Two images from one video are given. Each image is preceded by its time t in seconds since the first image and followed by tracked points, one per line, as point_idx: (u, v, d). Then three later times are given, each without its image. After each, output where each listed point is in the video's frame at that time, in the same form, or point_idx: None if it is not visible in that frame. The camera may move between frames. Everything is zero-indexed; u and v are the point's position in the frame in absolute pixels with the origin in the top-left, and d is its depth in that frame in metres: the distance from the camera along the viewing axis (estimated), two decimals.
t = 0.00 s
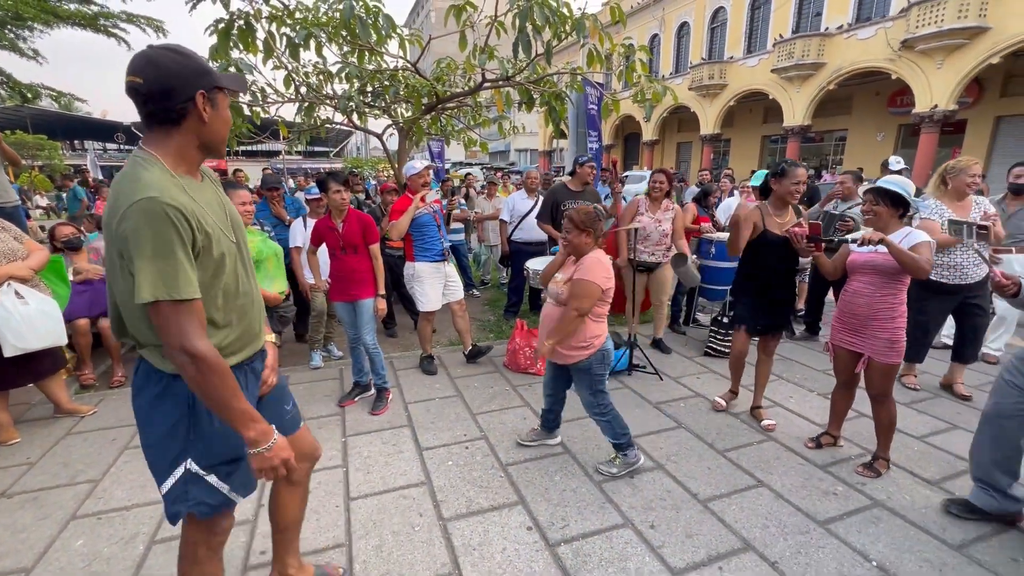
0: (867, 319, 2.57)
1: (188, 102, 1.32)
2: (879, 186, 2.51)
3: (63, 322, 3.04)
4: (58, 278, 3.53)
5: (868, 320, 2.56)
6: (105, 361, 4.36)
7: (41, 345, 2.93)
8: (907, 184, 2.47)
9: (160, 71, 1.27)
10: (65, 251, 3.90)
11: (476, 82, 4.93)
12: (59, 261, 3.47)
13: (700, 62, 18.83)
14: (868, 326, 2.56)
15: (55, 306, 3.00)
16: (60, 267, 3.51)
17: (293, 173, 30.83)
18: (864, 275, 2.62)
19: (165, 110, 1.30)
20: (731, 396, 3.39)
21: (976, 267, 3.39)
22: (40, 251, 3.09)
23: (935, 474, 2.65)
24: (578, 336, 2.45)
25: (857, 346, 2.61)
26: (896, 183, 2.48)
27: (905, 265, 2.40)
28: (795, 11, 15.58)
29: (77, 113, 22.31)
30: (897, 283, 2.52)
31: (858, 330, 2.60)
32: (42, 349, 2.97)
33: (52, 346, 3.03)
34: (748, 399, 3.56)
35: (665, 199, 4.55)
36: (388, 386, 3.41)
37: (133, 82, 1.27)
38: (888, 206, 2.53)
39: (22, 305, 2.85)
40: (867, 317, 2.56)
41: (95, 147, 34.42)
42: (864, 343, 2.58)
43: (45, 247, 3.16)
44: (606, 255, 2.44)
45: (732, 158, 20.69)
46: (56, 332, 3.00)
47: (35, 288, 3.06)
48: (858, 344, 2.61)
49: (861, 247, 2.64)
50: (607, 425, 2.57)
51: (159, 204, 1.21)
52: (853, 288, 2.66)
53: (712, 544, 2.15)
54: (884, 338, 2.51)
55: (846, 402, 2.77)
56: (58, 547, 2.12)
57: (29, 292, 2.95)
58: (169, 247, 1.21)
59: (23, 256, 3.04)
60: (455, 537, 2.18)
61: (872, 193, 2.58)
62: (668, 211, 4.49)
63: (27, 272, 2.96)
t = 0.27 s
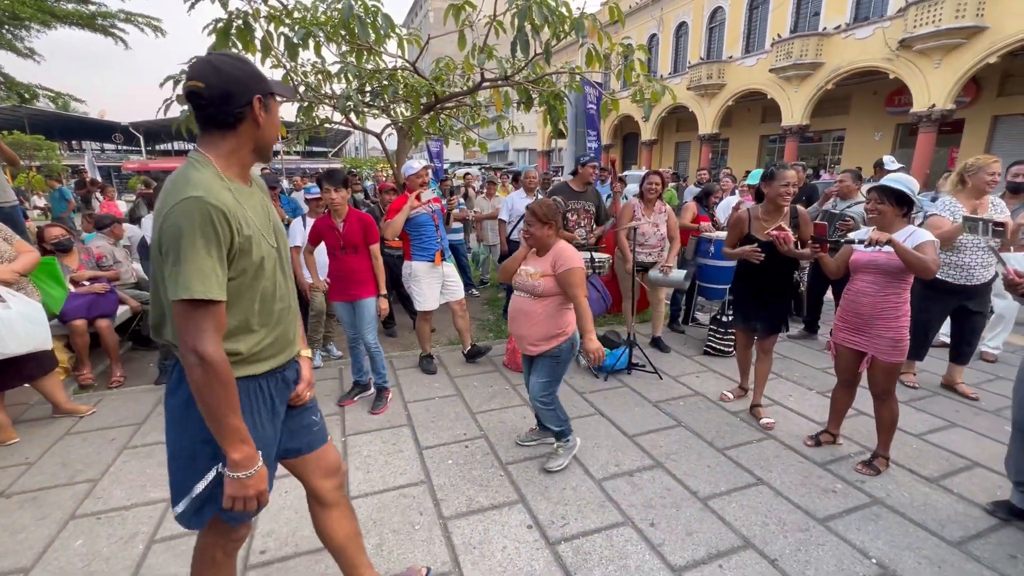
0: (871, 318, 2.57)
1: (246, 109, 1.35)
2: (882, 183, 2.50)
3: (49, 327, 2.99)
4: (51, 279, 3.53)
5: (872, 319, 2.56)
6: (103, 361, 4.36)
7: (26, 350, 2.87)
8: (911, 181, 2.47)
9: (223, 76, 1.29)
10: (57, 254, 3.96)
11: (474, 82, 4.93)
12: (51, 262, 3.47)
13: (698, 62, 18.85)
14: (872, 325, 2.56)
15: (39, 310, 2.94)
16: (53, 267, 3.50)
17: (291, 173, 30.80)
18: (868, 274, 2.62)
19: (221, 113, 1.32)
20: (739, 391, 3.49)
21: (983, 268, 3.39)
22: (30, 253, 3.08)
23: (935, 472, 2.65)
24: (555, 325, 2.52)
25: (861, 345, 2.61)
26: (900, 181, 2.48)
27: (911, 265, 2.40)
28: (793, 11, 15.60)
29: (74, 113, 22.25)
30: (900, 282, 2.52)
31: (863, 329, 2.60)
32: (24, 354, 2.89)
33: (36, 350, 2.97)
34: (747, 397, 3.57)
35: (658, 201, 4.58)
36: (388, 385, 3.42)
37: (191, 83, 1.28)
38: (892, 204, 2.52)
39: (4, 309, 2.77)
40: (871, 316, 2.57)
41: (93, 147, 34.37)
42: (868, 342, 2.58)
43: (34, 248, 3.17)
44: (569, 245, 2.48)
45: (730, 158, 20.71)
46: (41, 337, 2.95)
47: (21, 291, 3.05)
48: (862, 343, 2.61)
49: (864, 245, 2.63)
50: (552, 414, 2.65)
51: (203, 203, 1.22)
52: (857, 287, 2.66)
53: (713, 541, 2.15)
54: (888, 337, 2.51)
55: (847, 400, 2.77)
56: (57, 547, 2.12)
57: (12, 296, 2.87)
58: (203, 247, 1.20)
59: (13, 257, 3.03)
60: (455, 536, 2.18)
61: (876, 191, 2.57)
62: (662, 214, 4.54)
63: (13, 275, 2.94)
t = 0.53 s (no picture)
0: (872, 317, 2.58)
1: (327, 120, 1.43)
2: (883, 183, 2.51)
3: (32, 331, 2.88)
4: (46, 278, 3.51)
5: (873, 318, 2.56)
6: (102, 361, 4.35)
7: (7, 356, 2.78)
8: (912, 181, 2.48)
9: (316, 90, 1.39)
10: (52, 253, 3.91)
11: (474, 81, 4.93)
12: (47, 261, 3.46)
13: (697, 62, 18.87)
14: (873, 324, 2.57)
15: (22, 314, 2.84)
16: (49, 266, 3.50)
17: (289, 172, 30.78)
18: (868, 273, 2.63)
19: (308, 121, 1.39)
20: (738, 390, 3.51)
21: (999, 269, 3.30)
22: (21, 254, 3.05)
23: (933, 470, 2.67)
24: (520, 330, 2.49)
25: (862, 344, 2.62)
26: (901, 180, 2.49)
27: (913, 265, 2.41)
28: (792, 11, 15.63)
29: (71, 112, 22.18)
30: (901, 282, 2.53)
31: (863, 328, 2.61)
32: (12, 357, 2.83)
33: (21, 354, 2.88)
34: (746, 396, 3.57)
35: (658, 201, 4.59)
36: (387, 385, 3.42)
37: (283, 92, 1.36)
38: (893, 203, 2.53)
39: None
40: (872, 315, 2.57)
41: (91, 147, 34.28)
42: (869, 341, 2.59)
43: (27, 248, 3.13)
44: (541, 249, 2.48)
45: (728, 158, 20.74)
46: (25, 341, 2.85)
47: (12, 292, 3.02)
48: (863, 342, 2.62)
49: (865, 245, 2.64)
50: (508, 421, 2.54)
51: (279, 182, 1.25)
52: (858, 286, 2.67)
53: (712, 539, 2.16)
54: (889, 336, 2.52)
55: (846, 399, 2.78)
56: (56, 547, 2.11)
57: None
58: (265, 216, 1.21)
59: (6, 258, 3.01)
60: (455, 534, 2.18)
61: (876, 190, 2.58)
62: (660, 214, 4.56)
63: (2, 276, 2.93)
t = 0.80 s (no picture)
0: (867, 316, 2.58)
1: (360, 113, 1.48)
2: (879, 183, 2.52)
3: (36, 329, 2.88)
4: (54, 275, 3.50)
5: (870, 317, 2.57)
6: (101, 360, 4.35)
7: (8, 353, 2.77)
8: (907, 181, 2.49)
9: (350, 83, 1.44)
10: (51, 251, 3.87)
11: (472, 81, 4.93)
12: (54, 259, 3.43)
13: (696, 62, 18.89)
14: (869, 323, 2.57)
15: (27, 311, 2.85)
16: (57, 265, 3.48)
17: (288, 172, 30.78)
18: (864, 272, 2.64)
19: (342, 113, 1.42)
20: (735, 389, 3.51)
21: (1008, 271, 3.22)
22: (30, 251, 3.05)
23: (928, 468, 2.68)
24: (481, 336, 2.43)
25: (858, 343, 2.62)
26: (896, 180, 2.49)
27: (910, 264, 2.42)
28: (790, 11, 15.64)
29: (70, 112, 22.17)
30: (896, 281, 2.54)
31: (859, 327, 2.62)
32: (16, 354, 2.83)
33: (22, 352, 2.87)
34: (744, 396, 3.58)
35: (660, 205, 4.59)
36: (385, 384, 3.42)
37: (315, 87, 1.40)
38: (889, 203, 2.54)
39: None
40: (868, 314, 2.58)
41: (90, 147, 34.25)
42: (865, 340, 2.59)
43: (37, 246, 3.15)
44: (509, 258, 2.38)
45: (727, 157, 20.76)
46: (28, 340, 2.84)
47: (17, 290, 3.02)
48: (858, 341, 2.62)
49: (862, 245, 2.65)
50: (485, 426, 2.53)
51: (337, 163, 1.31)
52: (854, 286, 2.67)
53: (709, 538, 2.17)
54: (885, 335, 2.53)
55: (842, 398, 2.79)
56: (54, 545, 2.12)
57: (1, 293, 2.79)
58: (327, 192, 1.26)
59: (13, 256, 3.01)
60: (453, 532, 2.19)
61: (872, 190, 2.59)
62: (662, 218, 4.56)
63: (9, 274, 2.92)
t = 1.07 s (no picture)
0: (866, 315, 2.58)
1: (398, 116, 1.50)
2: (879, 182, 2.51)
3: (52, 328, 2.99)
4: (62, 278, 3.50)
5: (869, 316, 2.56)
6: (100, 360, 4.35)
7: (25, 348, 2.88)
8: (906, 180, 2.49)
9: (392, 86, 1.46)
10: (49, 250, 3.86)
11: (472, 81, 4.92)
12: (63, 261, 3.45)
13: (695, 62, 18.89)
14: (868, 322, 2.57)
15: (45, 310, 2.97)
16: (65, 267, 3.50)
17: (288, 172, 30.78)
18: (863, 272, 2.63)
19: (384, 115, 1.45)
20: (735, 389, 3.51)
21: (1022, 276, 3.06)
22: (42, 251, 3.10)
23: (929, 468, 2.67)
24: (455, 337, 2.41)
25: (857, 342, 2.62)
26: (895, 179, 2.49)
27: (909, 263, 2.41)
28: (790, 10, 15.62)
29: (69, 112, 22.16)
30: (895, 280, 2.54)
31: (858, 326, 2.61)
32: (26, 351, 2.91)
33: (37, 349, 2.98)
34: (743, 395, 3.58)
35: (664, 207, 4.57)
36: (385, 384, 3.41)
37: (358, 84, 1.41)
38: (888, 202, 2.53)
39: (12, 305, 2.83)
40: (867, 313, 2.57)
41: (89, 146, 34.22)
42: (864, 340, 2.59)
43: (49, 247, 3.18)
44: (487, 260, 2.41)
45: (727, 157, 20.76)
46: (42, 338, 2.93)
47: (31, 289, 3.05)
48: (857, 341, 2.62)
49: (860, 245, 2.64)
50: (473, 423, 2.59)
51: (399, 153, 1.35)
52: (853, 285, 2.67)
53: (709, 538, 2.16)
54: (884, 334, 2.53)
55: (841, 397, 2.78)
56: (53, 546, 2.11)
57: (21, 292, 2.92)
58: (398, 176, 1.28)
59: (26, 255, 3.06)
60: (452, 532, 2.18)
61: (871, 189, 2.59)
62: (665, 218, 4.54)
63: (25, 273, 2.97)
